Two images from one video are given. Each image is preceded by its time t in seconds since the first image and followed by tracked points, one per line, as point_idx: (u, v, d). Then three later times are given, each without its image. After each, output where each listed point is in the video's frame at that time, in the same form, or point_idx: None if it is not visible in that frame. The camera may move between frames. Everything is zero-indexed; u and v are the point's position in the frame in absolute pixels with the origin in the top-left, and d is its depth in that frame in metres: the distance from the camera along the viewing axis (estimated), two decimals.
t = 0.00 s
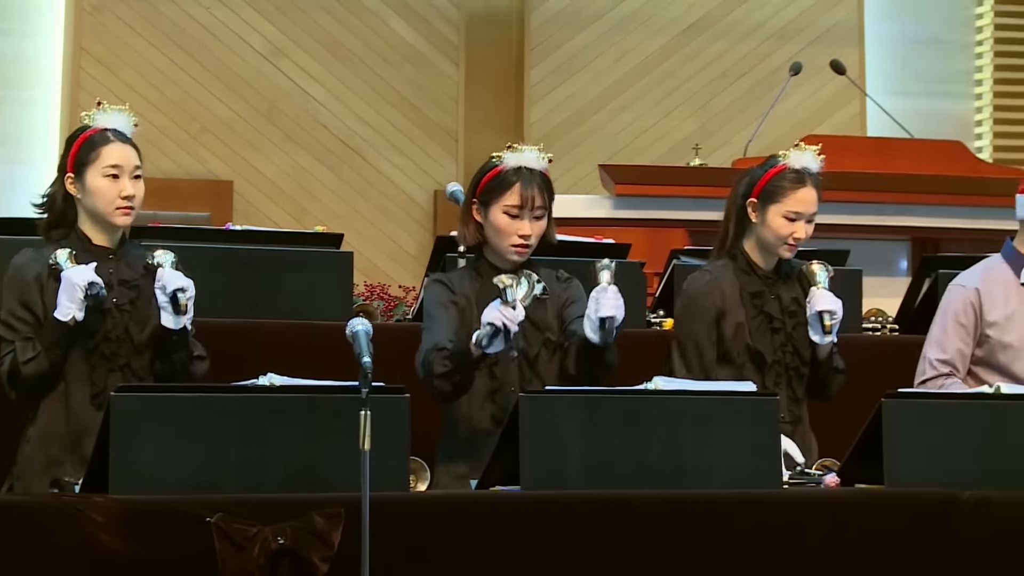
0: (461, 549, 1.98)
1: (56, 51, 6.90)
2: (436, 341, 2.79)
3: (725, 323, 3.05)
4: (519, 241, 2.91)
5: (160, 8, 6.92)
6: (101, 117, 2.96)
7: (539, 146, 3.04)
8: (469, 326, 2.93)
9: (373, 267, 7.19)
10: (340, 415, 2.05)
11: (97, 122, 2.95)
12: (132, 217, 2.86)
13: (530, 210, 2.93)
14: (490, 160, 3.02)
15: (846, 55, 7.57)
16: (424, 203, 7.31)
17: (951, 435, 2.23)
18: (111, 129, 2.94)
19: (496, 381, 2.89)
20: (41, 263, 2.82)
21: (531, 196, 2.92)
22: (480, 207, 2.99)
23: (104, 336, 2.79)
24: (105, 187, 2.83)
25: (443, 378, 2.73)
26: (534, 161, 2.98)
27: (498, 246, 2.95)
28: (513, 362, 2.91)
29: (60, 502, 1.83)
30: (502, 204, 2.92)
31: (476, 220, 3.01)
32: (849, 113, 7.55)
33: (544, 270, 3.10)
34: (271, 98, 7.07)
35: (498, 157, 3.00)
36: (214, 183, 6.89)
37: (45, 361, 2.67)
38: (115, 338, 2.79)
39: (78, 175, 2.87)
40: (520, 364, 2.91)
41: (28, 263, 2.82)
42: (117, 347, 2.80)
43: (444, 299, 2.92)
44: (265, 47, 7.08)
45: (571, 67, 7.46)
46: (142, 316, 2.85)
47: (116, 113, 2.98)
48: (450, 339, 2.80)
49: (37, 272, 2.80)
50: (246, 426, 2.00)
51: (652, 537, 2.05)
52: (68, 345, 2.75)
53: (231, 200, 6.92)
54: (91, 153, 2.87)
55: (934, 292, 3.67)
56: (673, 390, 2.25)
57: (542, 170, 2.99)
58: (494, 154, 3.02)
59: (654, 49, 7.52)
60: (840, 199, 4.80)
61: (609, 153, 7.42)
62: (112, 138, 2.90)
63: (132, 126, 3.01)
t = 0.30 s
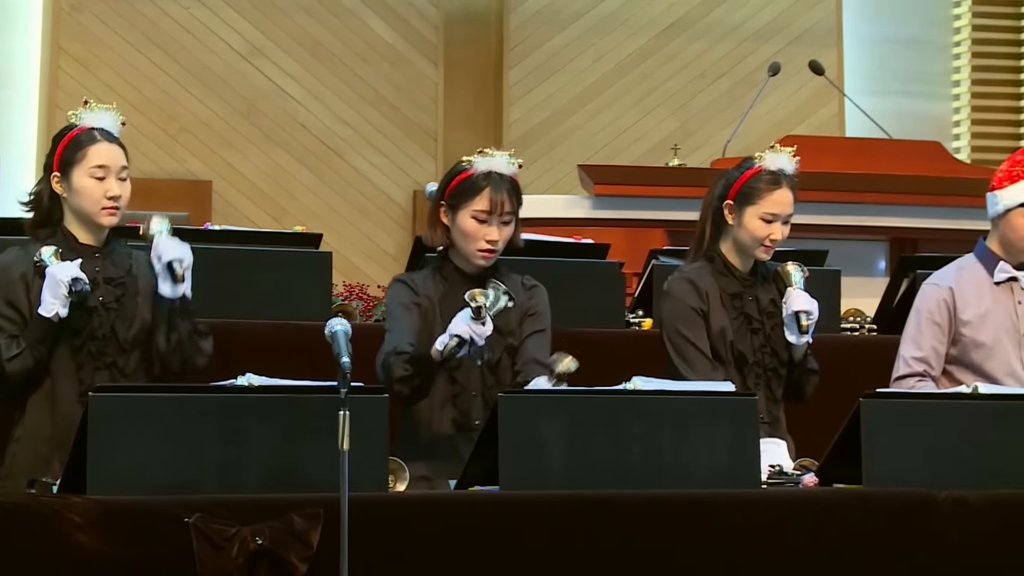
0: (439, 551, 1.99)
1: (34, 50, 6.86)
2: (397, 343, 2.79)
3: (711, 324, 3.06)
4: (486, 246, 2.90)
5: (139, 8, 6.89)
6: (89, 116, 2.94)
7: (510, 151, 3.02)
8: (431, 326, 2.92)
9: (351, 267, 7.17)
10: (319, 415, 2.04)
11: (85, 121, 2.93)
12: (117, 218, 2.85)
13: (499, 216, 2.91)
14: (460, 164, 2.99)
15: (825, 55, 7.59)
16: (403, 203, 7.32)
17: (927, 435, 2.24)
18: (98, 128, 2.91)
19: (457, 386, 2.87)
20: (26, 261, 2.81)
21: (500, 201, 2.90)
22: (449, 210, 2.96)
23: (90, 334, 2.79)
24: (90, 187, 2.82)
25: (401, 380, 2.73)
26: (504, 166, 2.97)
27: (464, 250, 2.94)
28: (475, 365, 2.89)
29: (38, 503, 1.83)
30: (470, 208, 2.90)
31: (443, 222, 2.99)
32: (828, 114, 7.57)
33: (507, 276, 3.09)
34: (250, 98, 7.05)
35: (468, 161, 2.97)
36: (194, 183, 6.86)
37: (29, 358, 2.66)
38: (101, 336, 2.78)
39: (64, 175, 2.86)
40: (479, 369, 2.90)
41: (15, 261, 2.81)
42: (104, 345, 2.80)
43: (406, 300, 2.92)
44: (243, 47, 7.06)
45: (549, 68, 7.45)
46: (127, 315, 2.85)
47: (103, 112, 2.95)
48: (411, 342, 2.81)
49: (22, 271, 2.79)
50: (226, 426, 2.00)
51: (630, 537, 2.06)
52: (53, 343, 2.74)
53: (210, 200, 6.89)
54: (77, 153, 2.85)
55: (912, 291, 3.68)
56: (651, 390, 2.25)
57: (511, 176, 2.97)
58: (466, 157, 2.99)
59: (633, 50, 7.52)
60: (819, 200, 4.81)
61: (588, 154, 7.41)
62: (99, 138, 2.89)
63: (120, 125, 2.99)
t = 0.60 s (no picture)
0: (416, 552, 1.99)
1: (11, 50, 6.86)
2: (368, 344, 2.73)
3: (695, 324, 3.06)
4: (451, 249, 2.81)
5: (117, 7, 6.90)
6: (89, 119, 2.88)
7: (475, 153, 2.91)
8: (394, 327, 2.84)
9: (330, 266, 7.16)
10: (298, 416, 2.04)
11: (84, 124, 2.87)
12: (104, 226, 2.82)
13: (464, 219, 2.82)
14: (425, 165, 2.90)
15: (803, 56, 7.60)
16: (382, 203, 7.31)
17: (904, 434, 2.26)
18: (95, 133, 2.85)
19: (417, 391, 2.74)
20: (17, 259, 2.80)
21: (467, 203, 2.81)
22: (412, 212, 2.87)
23: (80, 329, 2.77)
24: (78, 195, 2.79)
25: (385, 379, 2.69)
26: (470, 168, 2.85)
27: (428, 253, 2.86)
28: (433, 369, 2.76)
29: (15, 503, 1.82)
30: (436, 210, 2.81)
31: (408, 225, 2.89)
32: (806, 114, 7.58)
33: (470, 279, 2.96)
34: (228, 98, 7.04)
35: (433, 163, 2.87)
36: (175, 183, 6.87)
37: (19, 354, 2.65)
38: (91, 331, 2.77)
39: (57, 177, 2.83)
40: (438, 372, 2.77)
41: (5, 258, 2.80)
42: (94, 340, 2.78)
43: (371, 299, 2.84)
44: (220, 46, 7.04)
45: (528, 68, 7.45)
46: (116, 309, 2.84)
47: (103, 116, 2.89)
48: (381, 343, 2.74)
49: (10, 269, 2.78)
50: (206, 426, 1.99)
51: (607, 537, 2.07)
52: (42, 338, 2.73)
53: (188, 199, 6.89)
54: (71, 157, 2.81)
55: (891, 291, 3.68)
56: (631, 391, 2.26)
57: (477, 178, 2.86)
58: (432, 158, 2.89)
59: (612, 50, 7.52)
60: (799, 201, 4.81)
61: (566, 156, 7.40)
62: (94, 145, 2.83)
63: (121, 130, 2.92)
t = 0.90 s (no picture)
0: (398, 550, 1.99)
1: None
2: (344, 325, 2.73)
3: (683, 326, 3.04)
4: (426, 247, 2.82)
5: (99, 8, 6.85)
6: (89, 125, 2.78)
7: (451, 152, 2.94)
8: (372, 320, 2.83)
9: (311, 266, 7.15)
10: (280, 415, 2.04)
11: (83, 130, 2.77)
12: (96, 232, 2.74)
13: (440, 216, 2.84)
14: (399, 162, 2.90)
15: (784, 58, 7.61)
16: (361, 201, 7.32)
17: (885, 435, 2.27)
18: (94, 140, 2.75)
19: (391, 384, 2.76)
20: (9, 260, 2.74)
21: (443, 200, 2.83)
22: (387, 210, 2.88)
23: (71, 330, 2.71)
24: (71, 202, 2.70)
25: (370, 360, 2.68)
26: (446, 165, 2.88)
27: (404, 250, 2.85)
28: (408, 365, 2.78)
29: None
30: (413, 208, 2.83)
31: (382, 222, 2.90)
32: (788, 115, 7.59)
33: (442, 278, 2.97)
34: (209, 97, 7.01)
35: (409, 160, 2.88)
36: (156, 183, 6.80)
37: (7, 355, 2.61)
38: (82, 331, 2.70)
39: (53, 182, 2.74)
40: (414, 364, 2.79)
41: None
42: (86, 341, 2.71)
43: (347, 293, 2.83)
44: (201, 45, 7.00)
45: (510, 67, 7.45)
46: (109, 310, 2.75)
47: (104, 122, 2.79)
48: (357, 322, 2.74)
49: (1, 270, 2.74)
50: (188, 427, 1.99)
51: (588, 536, 2.07)
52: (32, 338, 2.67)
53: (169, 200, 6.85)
54: (67, 163, 2.71)
55: (871, 291, 3.69)
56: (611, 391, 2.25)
57: (452, 175, 2.89)
58: (406, 156, 2.90)
59: (593, 51, 7.50)
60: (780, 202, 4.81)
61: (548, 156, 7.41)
62: (92, 152, 2.73)
63: (121, 137, 2.82)
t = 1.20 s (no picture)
0: (379, 549, 2.00)
1: None
2: (326, 330, 2.72)
3: (677, 328, 3.04)
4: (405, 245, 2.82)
5: (81, 8, 6.78)
6: (82, 132, 2.77)
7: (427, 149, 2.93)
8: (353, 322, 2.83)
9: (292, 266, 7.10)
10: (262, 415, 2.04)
11: (76, 136, 2.77)
12: (85, 238, 2.75)
13: (418, 214, 2.84)
14: (375, 162, 2.91)
15: (766, 58, 7.62)
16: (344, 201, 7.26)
17: (867, 435, 2.27)
18: (87, 147, 2.75)
19: (378, 383, 2.75)
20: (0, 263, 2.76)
21: (420, 199, 2.83)
22: (365, 209, 2.87)
23: (62, 333, 2.71)
24: (60, 209, 2.70)
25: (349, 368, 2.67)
26: (423, 163, 2.87)
27: (382, 248, 2.85)
28: (393, 365, 2.76)
29: None
30: (390, 207, 2.82)
31: (360, 222, 2.88)
32: (769, 114, 7.59)
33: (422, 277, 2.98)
34: (191, 96, 6.97)
35: (385, 159, 2.88)
36: (137, 182, 6.76)
37: None
38: (72, 335, 2.70)
39: (44, 186, 2.73)
40: (401, 369, 2.76)
41: None
42: (76, 344, 2.71)
43: (329, 296, 2.82)
44: (183, 44, 6.96)
45: (491, 69, 7.44)
46: (99, 313, 2.76)
47: (97, 128, 2.78)
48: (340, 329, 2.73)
49: None
50: (170, 427, 1.99)
51: (569, 536, 2.08)
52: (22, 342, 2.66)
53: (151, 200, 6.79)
54: (60, 170, 2.70)
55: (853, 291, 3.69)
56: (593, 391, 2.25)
57: (429, 172, 2.88)
58: (382, 155, 2.91)
59: (575, 51, 7.52)
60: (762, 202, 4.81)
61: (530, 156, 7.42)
62: (83, 159, 2.72)
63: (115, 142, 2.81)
